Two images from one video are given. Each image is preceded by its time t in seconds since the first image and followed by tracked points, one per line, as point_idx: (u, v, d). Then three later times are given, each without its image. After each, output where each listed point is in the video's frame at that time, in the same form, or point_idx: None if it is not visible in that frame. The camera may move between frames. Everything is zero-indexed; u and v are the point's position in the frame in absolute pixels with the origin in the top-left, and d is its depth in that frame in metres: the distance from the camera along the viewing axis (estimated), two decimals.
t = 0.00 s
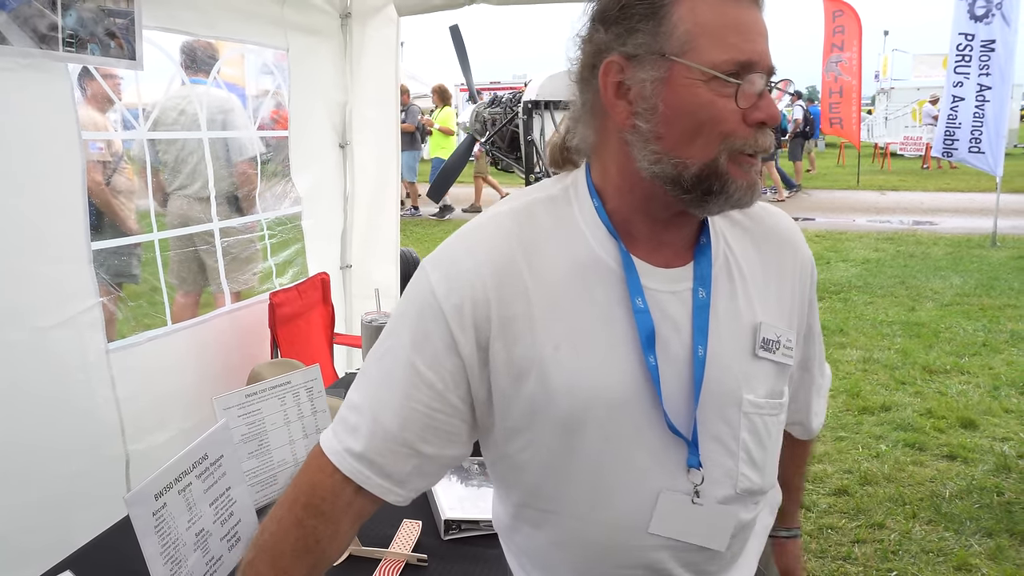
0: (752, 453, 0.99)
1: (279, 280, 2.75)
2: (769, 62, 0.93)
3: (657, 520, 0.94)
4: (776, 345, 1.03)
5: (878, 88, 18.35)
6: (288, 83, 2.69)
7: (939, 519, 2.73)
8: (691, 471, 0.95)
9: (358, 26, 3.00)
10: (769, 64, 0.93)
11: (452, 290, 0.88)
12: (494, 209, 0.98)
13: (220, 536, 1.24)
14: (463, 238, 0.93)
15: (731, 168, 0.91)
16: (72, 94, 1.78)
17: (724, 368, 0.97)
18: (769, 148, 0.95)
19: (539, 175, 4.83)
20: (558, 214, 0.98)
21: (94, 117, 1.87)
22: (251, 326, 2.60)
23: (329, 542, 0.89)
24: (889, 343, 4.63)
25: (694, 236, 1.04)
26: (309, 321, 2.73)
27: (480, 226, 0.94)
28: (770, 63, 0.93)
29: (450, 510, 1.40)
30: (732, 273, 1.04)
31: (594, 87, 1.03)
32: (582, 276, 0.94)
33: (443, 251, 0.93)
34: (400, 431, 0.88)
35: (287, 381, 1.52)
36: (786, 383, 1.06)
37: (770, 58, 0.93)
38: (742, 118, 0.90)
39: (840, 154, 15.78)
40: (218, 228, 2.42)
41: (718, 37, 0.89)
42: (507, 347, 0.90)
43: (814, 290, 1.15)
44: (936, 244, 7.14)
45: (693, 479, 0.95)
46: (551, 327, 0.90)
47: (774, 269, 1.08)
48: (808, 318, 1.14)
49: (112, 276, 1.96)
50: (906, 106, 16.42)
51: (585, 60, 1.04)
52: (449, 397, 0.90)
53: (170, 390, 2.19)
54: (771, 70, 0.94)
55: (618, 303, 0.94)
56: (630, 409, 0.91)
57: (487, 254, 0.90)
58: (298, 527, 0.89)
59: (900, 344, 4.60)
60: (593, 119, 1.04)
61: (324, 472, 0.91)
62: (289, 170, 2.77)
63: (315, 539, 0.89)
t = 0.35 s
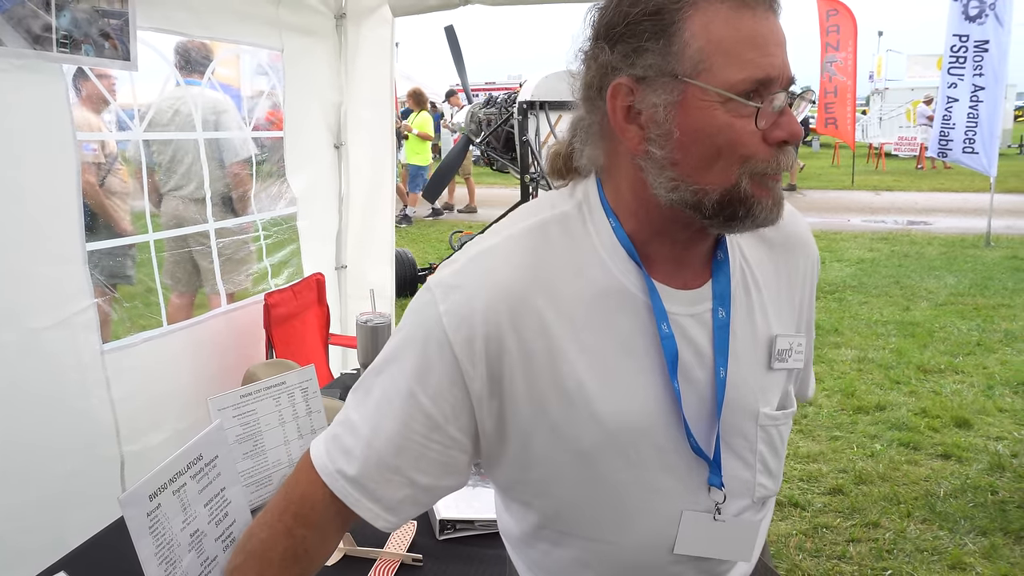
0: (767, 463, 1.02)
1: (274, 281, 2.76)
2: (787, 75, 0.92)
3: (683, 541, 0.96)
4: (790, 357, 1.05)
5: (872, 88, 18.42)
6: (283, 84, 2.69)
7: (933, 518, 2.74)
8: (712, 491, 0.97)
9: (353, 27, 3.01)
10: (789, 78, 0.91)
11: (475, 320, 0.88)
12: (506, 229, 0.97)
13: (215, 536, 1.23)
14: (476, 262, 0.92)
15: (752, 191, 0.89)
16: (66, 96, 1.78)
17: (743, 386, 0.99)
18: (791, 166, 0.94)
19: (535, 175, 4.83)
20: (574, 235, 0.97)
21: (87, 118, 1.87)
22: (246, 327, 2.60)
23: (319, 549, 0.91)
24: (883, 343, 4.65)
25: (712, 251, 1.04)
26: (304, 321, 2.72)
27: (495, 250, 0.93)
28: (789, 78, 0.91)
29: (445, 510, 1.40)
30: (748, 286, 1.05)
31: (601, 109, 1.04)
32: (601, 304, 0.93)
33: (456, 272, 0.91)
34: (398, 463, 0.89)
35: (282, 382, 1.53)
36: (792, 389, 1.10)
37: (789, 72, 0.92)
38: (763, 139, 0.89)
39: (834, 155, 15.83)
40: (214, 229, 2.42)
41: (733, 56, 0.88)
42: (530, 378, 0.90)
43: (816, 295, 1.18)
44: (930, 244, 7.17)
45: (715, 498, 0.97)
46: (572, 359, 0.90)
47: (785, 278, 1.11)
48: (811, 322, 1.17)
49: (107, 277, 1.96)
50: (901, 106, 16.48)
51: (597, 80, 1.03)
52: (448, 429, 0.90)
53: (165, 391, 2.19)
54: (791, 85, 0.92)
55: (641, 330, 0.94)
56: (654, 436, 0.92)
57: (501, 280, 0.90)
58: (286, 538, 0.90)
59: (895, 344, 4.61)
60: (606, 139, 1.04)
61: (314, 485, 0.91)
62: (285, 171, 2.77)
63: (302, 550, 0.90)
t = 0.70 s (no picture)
0: (749, 472, 1.00)
1: (268, 280, 2.75)
2: (762, 83, 0.90)
3: (657, 546, 0.95)
4: (773, 363, 1.04)
5: (867, 88, 18.48)
6: (277, 83, 2.69)
7: (928, 517, 2.75)
8: (691, 497, 0.95)
9: (347, 26, 2.99)
10: (762, 85, 0.90)
11: (447, 336, 0.87)
12: (482, 242, 0.96)
13: (209, 537, 1.23)
14: (451, 277, 0.92)
15: (721, 199, 0.88)
16: (58, 95, 1.77)
17: (724, 393, 0.98)
18: (764, 173, 0.92)
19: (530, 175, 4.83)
20: (546, 244, 0.96)
21: (81, 117, 1.86)
22: (241, 327, 2.59)
23: (315, 569, 0.88)
24: (878, 342, 4.67)
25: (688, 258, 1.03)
26: (299, 321, 2.72)
27: (468, 264, 0.93)
28: (763, 84, 0.90)
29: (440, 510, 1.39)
30: (728, 293, 1.04)
31: (577, 114, 1.02)
32: (574, 311, 0.92)
33: (431, 289, 0.91)
34: (390, 477, 0.88)
35: (276, 382, 1.52)
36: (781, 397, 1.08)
37: (763, 78, 0.91)
38: (735, 146, 0.88)
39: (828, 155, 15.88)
40: (208, 228, 2.42)
41: (707, 63, 0.87)
42: (502, 385, 0.89)
43: (806, 298, 1.15)
44: (923, 244, 7.20)
45: (693, 505, 0.96)
46: (545, 367, 0.89)
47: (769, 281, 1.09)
48: (802, 327, 1.15)
49: (101, 277, 1.95)
50: (895, 106, 16.54)
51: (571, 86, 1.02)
52: (435, 448, 0.89)
53: (160, 391, 2.18)
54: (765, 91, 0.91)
55: (614, 337, 0.93)
56: (627, 443, 0.91)
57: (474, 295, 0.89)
58: (281, 554, 0.88)
59: (889, 343, 4.63)
60: (581, 145, 1.03)
61: (309, 501, 0.91)
62: (279, 170, 2.76)
63: (299, 566, 0.88)
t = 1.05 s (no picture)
0: (765, 475, 0.94)
1: (262, 280, 2.75)
2: (775, 57, 0.88)
3: (647, 531, 0.90)
4: (797, 362, 0.96)
5: (862, 88, 18.54)
6: (271, 83, 2.68)
7: (922, 515, 2.76)
8: (695, 489, 0.91)
9: (342, 25, 2.99)
10: (775, 61, 0.88)
11: (457, 305, 0.87)
12: (498, 220, 0.96)
13: (203, 537, 1.23)
14: (466, 250, 0.91)
15: (738, 175, 0.86)
16: (51, 95, 1.76)
17: (739, 389, 0.92)
18: (782, 150, 0.90)
19: (525, 175, 4.83)
20: (558, 222, 0.95)
21: (74, 116, 1.85)
22: (235, 327, 2.59)
23: (318, 504, 0.88)
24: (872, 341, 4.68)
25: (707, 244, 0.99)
26: (294, 321, 2.71)
27: (481, 238, 0.92)
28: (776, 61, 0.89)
29: (435, 509, 1.37)
30: (749, 285, 0.97)
31: (593, 100, 1.02)
32: (581, 290, 0.90)
33: (448, 259, 0.91)
34: (386, 430, 0.88)
35: (271, 381, 1.52)
36: (811, 401, 0.99)
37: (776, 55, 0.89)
38: (749, 122, 0.86)
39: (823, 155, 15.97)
40: (201, 228, 2.41)
41: (715, 39, 0.85)
42: (506, 358, 0.88)
43: (858, 295, 1.04)
44: (917, 243, 7.23)
45: (694, 497, 0.91)
46: (551, 343, 0.87)
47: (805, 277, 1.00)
48: (851, 327, 1.04)
49: (93, 278, 1.94)
50: (889, 106, 16.60)
51: (587, 71, 1.02)
52: (439, 406, 0.89)
53: (153, 391, 2.18)
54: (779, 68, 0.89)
55: (619, 317, 0.91)
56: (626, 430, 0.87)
57: (484, 266, 0.88)
58: (284, 488, 0.88)
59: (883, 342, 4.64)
60: (599, 130, 1.02)
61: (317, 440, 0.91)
62: (273, 170, 2.76)
63: (301, 501, 0.88)
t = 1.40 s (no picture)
0: (895, 480, 0.84)
1: (253, 281, 2.75)
2: (887, 49, 0.81)
3: (774, 547, 0.85)
4: (933, 357, 0.84)
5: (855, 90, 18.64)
6: (263, 83, 2.69)
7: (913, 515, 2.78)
8: (813, 501, 0.85)
9: (335, 26, 2.99)
10: (886, 52, 0.81)
11: (573, 284, 0.94)
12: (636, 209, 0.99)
13: (192, 536, 1.23)
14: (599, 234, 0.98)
15: (832, 169, 0.80)
16: (42, 94, 1.76)
17: (865, 393, 0.84)
18: (898, 148, 0.81)
19: (518, 175, 4.84)
20: (687, 219, 0.95)
21: (61, 111, 1.84)
22: (225, 327, 2.59)
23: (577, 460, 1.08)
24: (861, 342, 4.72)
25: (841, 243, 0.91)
26: (285, 322, 2.71)
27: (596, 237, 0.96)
28: (888, 52, 0.81)
29: (425, 508, 1.37)
30: (876, 276, 0.87)
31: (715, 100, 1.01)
32: (698, 283, 0.89)
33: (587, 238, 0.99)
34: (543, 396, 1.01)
35: (261, 381, 1.53)
36: (959, 404, 0.85)
37: (891, 46, 0.82)
38: (845, 116, 0.80)
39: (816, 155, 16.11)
40: (190, 229, 2.40)
41: (810, 33, 0.81)
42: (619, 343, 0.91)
43: None
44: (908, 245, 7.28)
45: (815, 509, 0.86)
46: (662, 336, 0.88)
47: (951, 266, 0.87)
48: None
49: (82, 279, 1.94)
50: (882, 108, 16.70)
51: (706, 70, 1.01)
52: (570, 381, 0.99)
53: (142, 391, 2.18)
54: (892, 60, 0.82)
55: (737, 310, 0.88)
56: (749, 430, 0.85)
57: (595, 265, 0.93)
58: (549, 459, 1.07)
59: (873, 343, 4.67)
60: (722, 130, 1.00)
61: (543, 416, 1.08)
62: (264, 171, 2.77)
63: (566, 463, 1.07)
